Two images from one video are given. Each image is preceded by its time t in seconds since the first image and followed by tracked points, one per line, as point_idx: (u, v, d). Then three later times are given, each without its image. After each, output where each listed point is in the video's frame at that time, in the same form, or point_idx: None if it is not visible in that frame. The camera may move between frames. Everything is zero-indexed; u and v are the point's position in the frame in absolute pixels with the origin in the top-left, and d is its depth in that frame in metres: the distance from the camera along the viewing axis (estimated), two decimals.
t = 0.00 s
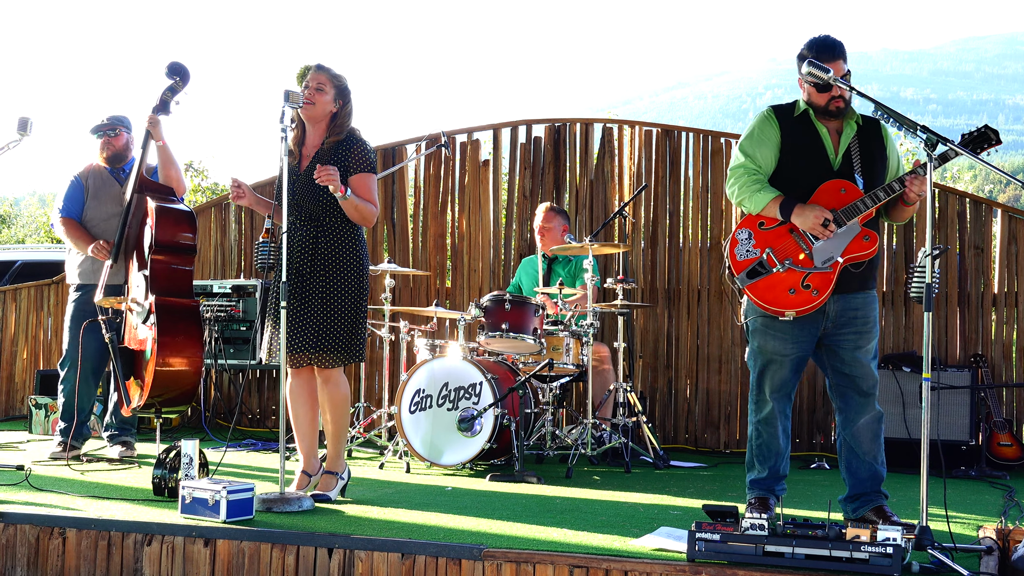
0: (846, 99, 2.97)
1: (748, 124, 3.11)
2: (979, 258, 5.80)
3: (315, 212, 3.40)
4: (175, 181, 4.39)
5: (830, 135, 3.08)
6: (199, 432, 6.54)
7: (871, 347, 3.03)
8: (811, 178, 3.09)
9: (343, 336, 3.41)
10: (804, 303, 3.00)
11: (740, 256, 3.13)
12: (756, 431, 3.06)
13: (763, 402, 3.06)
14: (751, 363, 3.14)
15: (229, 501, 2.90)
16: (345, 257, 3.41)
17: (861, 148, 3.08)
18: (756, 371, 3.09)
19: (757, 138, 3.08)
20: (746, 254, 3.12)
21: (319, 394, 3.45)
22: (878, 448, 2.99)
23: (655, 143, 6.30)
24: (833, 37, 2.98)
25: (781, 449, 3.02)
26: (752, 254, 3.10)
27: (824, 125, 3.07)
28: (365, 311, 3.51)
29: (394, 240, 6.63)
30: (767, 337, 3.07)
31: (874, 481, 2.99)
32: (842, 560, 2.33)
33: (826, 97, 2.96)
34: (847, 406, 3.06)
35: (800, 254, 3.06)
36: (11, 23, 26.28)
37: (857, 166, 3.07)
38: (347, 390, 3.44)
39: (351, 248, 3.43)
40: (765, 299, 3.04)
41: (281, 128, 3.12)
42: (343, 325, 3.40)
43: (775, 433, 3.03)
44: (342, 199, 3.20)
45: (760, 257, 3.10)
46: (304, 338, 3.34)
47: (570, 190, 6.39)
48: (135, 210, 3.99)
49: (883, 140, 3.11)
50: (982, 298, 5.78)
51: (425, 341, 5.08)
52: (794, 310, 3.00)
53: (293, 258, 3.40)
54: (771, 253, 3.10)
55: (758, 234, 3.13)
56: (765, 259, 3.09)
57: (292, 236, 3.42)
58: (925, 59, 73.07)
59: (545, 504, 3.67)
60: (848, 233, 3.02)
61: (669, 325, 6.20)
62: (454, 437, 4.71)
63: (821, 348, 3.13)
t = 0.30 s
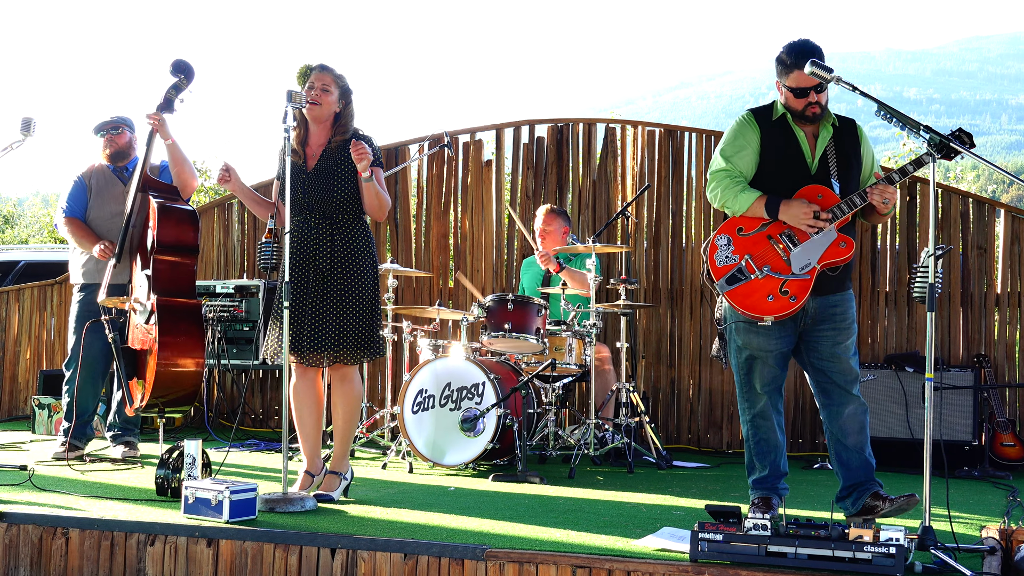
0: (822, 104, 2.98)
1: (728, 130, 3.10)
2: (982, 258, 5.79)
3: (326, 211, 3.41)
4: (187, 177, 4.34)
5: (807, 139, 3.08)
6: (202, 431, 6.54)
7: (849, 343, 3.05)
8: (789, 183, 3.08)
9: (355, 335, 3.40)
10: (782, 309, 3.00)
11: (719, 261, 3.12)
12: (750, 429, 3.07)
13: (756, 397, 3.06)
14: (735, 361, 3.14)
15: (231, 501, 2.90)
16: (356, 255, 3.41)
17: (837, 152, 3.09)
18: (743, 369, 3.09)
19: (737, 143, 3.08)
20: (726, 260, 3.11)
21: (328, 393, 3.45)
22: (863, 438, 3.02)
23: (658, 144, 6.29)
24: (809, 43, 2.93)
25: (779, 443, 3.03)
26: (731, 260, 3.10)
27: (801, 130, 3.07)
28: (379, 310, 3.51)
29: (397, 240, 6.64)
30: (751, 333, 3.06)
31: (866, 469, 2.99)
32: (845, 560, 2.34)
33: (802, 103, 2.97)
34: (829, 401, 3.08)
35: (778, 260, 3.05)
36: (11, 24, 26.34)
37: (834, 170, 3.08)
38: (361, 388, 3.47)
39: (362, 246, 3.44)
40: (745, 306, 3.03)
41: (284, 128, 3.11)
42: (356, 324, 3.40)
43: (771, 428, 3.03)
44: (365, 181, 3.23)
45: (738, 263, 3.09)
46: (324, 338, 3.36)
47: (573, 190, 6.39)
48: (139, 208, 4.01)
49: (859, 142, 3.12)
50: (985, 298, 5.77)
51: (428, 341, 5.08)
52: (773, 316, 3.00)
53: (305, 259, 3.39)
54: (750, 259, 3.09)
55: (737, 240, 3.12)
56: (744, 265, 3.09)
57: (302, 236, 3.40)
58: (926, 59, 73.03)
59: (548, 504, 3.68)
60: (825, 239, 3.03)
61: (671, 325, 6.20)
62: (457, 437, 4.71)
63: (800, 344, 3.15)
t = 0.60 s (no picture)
0: (813, 109, 2.97)
1: (719, 131, 3.09)
2: (983, 258, 5.79)
3: (331, 211, 3.41)
4: (184, 175, 4.35)
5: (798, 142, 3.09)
6: (203, 431, 6.54)
7: (839, 342, 3.05)
8: (779, 185, 3.09)
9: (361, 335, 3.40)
10: (772, 310, 3.00)
11: (710, 262, 3.13)
12: (746, 428, 3.06)
13: (752, 396, 3.05)
14: (726, 361, 3.14)
15: (232, 501, 2.90)
16: (360, 254, 3.40)
17: (827, 154, 3.10)
18: (735, 369, 3.09)
19: (729, 144, 3.06)
20: (716, 261, 3.13)
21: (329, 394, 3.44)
22: (857, 434, 3.01)
23: (659, 144, 6.29)
24: (804, 46, 2.91)
25: (776, 440, 3.02)
26: (723, 260, 3.11)
27: (792, 132, 3.08)
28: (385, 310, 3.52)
29: (398, 240, 6.64)
30: (742, 332, 3.06)
31: (862, 465, 2.98)
32: (846, 560, 2.33)
33: (793, 106, 2.96)
34: (820, 400, 3.08)
35: (769, 262, 3.06)
36: (13, 24, 26.37)
37: (824, 172, 3.09)
38: (362, 388, 3.45)
39: (367, 248, 3.44)
40: (737, 308, 3.04)
41: (286, 129, 3.13)
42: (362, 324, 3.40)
43: (768, 427, 3.03)
44: (371, 195, 3.20)
45: (730, 264, 3.11)
46: (330, 338, 3.35)
47: (574, 189, 6.38)
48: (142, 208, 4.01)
49: (849, 145, 3.13)
50: (986, 298, 5.77)
51: (429, 341, 5.08)
52: (764, 317, 3.01)
53: (310, 260, 3.40)
54: (741, 260, 3.10)
55: (729, 241, 3.14)
56: (735, 265, 3.10)
57: (306, 237, 3.41)
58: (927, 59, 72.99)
59: (549, 504, 3.67)
60: (815, 243, 3.04)
61: (672, 325, 6.20)
62: (457, 437, 4.71)
63: (791, 344, 3.15)
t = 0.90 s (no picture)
0: (808, 112, 2.97)
1: (722, 132, 3.08)
2: (985, 258, 5.79)
3: (322, 210, 3.39)
4: (188, 173, 4.33)
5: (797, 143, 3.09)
6: (205, 431, 6.54)
7: (838, 342, 3.05)
8: (777, 187, 3.09)
9: (352, 335, 3.40)
10: (770, 313, 3.00)
11: (708, 265, 3.14)
12: (746, 426, 3.06)
13: (751, 395, 3.04)
14: (724, 361, 3.14)
15: (234, 501, 2.90)
16: (354, 254, 3.41)
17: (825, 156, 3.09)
18: (734, 370, 3.09)
19: (738, 144, 3.04)
20: (714, 264, 3.13)
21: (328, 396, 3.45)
22: (857, 434, 3.02)
23: (661, 144, 6.29)
24: (805, 48, 2.89)
25: (776, 439, 3.02)
26: (721, 264, 3.11)
27: (791, 134, 3.07)
28: (377, 310, 3.51)
29: (400, 240, 6.64)
30: (740, 332, 3.07)
31: (862, 465, 2.98)
32: (848, 560, 2.33)
33: (788, 107, 2.96)
34: (819, 400, 3.08)
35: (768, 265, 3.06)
36: (14, 24, 26.40)
37: (822, 174, 3.09)
38: (359, 389, 3.46)
39: (359, 248, 3.43)
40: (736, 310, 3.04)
41: (287, 128, 3.12)
42: (352, 323, 3.40)
43: (768, 426, 3.03)
44: (357, 193, 3.19)
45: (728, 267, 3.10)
46: (326, 336, 3.35)
47: (576, 189, 6.38)
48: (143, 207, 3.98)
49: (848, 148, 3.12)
50: (988, 298, 5.76)
51: (431, 341, 5.08)
52: (761, 319, 3.01)
53: (302, 257, 3.40)
54: (740, 264, 3.10)
55: (727, 244, 3.14)
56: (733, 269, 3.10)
57: (299, 234, 3.42)
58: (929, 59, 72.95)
59: (550, 505, 3.67)
60: (813, 245, 3.04)
61: (674, 325, 6.20)
62: (459, 437, 4.71)
63: (789, 345, 3.14)
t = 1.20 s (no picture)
0: (808, 112, 2.96)
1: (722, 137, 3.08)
2: (987, 259, 5.78)
3: (319, 210, 3.40)
4: (190, 173, 4.35)
5: (798, 144, 3.09)
6: (206, 430, 6.54)
7: (840, 342, 3.05)
8: (779, 189, 3.09)
9: (345, 337, 3.40)
10: (774, 316, 3.01)
11: (712, 269, 3.13)
12: (749, 428, 3.06)
13: (754, 396, 3.04)
14: (728, 363, 3.14)
15: (236, 500, 2.90)
16: (352, 255, 3.41)
17: (826, 157, 3.09)
18: (738, 372, 3.08)
19: (735, 152, 3.04)
20: (717, 267, 3.12)
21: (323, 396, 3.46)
22: (859, 435, 3.02)
23: (663, 144, 6.29)
24: (808, 48, 2.88)
25: (779, 440, 3.01)
26: (724, 267, 3.10)
27: (791, 135, 3.07)
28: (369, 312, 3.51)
29: (401, 240, 6.64)
30: (742, 333, 3.06)
31: (864, 466, 2.99)
32: (849, 561, 2.33)
33: (788, 106, 2.96)
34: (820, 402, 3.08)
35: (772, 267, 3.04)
36: (16, 24, 26.42)
37: (823, 175, 3.08)
38: (349, 391, 3.43)
39: (357, 250, 3.42)
40: (738, 314, 3.05)
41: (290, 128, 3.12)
42: (346, 324, 3.40)
43: (770, 427, 3.03)
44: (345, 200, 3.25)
45: (731, 270, 3.09)
46: (324, 337, 3.35)
47: (578, 189, 6.38)
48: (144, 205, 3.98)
49: (849, 148, 3.12)
50: (990, 299, 5.76)
51: (433, 341, 5.07)
52: (766, 322, 3.01)
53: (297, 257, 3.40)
54: (743, 266, 3.08)
55: (729, 247, 3.12)
56: (736, 272, 3.08)
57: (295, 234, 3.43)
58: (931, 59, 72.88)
59: (552, 504, 3.67)
60: (816, 245, 3.01)
61: (676, 325, 6.20)
62: (460, 437, 4.72)
63: (792, 345, 3.14)
